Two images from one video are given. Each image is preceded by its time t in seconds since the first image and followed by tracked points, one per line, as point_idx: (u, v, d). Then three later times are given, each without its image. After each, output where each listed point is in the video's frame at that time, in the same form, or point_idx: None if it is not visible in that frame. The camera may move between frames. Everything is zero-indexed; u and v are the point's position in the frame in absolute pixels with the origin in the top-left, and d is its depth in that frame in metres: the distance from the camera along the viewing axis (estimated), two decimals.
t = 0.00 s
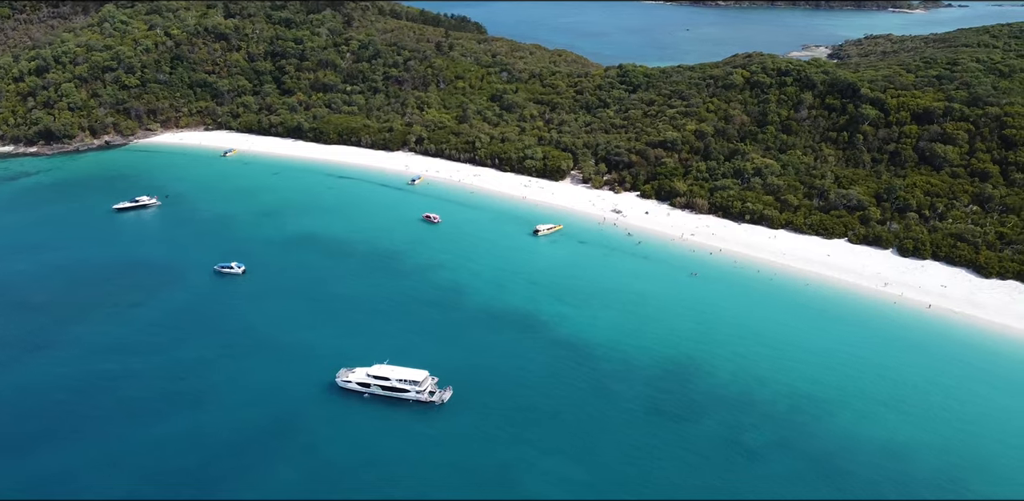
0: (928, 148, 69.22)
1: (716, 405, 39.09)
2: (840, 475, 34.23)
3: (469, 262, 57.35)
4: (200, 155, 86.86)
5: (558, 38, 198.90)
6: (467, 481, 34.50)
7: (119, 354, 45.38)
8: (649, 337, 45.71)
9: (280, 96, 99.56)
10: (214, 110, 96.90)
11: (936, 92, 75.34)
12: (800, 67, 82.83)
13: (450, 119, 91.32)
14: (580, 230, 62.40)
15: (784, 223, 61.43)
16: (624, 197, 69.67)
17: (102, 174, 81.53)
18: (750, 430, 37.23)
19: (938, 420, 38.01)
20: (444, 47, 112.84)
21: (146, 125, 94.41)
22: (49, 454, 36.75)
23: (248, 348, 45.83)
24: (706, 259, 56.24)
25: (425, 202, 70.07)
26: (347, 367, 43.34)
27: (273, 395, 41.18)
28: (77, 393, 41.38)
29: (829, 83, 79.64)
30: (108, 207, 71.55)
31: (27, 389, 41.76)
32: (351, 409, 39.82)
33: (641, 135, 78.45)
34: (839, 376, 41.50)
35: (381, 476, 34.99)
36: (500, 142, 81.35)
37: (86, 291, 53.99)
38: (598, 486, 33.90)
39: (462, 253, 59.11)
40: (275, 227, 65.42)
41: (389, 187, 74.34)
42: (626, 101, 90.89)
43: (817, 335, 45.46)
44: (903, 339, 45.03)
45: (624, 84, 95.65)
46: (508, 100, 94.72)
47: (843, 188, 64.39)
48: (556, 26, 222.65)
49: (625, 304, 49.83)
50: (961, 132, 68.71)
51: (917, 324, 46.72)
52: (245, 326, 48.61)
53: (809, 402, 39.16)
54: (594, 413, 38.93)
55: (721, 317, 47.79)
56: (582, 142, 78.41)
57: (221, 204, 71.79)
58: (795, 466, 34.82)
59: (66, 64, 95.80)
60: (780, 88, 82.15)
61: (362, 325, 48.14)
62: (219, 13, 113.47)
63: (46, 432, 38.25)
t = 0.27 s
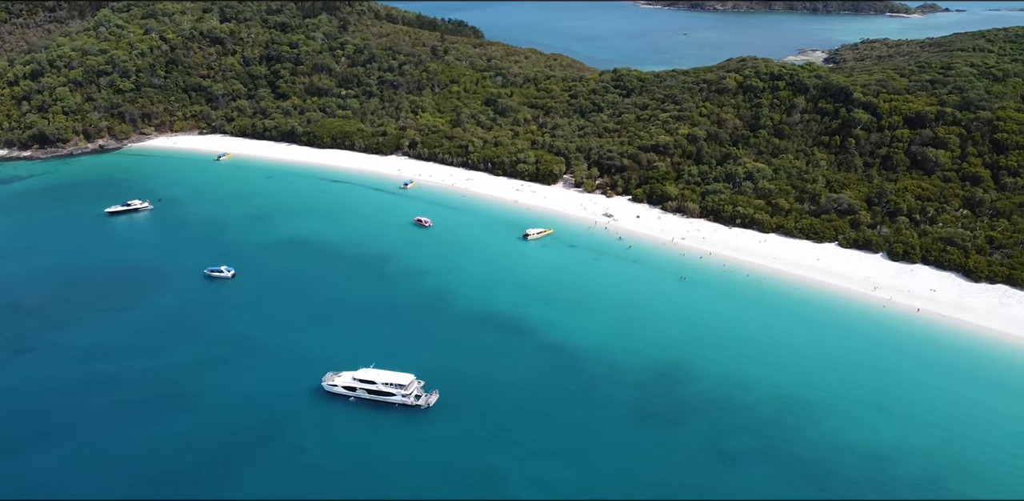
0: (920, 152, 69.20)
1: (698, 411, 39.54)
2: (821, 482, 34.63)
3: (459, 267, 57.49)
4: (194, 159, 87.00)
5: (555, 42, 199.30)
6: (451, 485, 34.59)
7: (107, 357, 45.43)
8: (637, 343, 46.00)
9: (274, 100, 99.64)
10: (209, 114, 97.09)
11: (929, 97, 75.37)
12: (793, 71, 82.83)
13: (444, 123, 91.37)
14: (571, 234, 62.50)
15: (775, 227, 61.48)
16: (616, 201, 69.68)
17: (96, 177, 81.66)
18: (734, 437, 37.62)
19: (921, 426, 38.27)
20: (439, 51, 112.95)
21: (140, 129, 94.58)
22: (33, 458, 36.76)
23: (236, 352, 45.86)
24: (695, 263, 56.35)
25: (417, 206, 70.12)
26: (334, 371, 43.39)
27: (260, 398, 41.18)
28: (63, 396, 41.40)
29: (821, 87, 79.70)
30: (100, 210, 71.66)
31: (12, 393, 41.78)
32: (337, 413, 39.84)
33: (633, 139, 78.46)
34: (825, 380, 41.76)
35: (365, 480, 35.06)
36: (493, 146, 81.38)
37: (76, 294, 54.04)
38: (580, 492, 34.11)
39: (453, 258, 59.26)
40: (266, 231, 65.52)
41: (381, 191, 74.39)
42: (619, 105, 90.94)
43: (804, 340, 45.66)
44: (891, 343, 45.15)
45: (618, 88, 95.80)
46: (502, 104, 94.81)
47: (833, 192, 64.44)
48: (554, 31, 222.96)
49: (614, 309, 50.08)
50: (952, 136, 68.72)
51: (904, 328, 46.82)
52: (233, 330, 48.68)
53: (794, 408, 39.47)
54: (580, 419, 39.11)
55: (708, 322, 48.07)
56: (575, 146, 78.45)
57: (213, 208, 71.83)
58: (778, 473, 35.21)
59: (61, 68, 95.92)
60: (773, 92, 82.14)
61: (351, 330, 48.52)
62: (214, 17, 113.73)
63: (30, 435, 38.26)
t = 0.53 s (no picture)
0: (911, 158, 69.26)
1: (684, 417, 39.61)
2: (806, 488, 34.66)
3: (449, 273, 57.48)
4: (187, 165, 87.13)
5: (552, 49, 199.91)
6: (434, 492, 34.46)
7: (94, 364, 45.40)
8: (625, 350, 46.02)
9: (269, 106, 99.82)
10: (203, 121, 97.32)
11: (921, 103, 75.45)
12: (786, 78, 82.91)
13: (437, 129, 91.50)
14: (562, 240, 62.49)
15: (766, 233, 61.47)
16: (608, 207, 69.69)
17: (89, 184, 81.78)
18: (720, 443, 37.65)
19: (907, 433, 38.34)
20: (434, 58, 113.11)
21: (135, 135, 94.77)
22: (17, 465, 36.71)
23: (222, 358, 45.82)
24: (685, 269, 56.35)
25: (408, 212, 70.16)
26: (320, 377, 43.28)
27: (245, 405, 41.10)
28: (49, 403, 41.36)
29: (814, 94, 79.81)
30: (92, 216, 71.74)
31: None
32: (322, 419, 39.72)
33: (626, 146, 78.53)
34: (812, 388, 41.82)
35: (348, 486, 34.93)
36: (486, 152, 81.43)
37: (65, 301, 54.05)
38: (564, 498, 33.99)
39: (443, 264, 59.25)
40: (258, 236, 65.53)
41: (374, 197, 74.42)
42: (613, 112, 91.08)
43: (792, 348, 45.73)
44: (879, 350, 45.18)
45: (612, 95, 95.99)
46: (496, 110, 94.93)
47: (824, 199, 64.47)
48: (551, 37, 223.60)
49: (603, 316, 50.10)
50: (944, 142, 68.78)
51: (893, 335, 46.88)
52: (221, 336, 48.63)
53: (780, 415, 39.54)
54: (566, 425, 39.02)
55: (696, 329, 48.11)
56: (568, 152, 78.52)
57: (205, 214, 71.86)
58: (763, 479, 35.24)
59: (56, 75, 96.16)
60: (766, 99, 82.24)
61: (339, 335, 48.53)
62: (210, 24, 114.13)
63: (14, 442, 38.21)
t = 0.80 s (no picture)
0: (903, 165, 69.25)
1: (670, 422, 39.61)
2: (791, 493, 34.61)
3: (439, 280, 57.43)
4: (181, 172, 87.19)
5: (549, 56, 200.51)
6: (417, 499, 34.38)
7: (80, 370, 45.29)
8: (613, 356, 45.98)
9: (263, 113, 99.97)
10: (198, 127, 97.51)
11: (914, 110, 75.56)
12: (778, 84, 82.98)
13: (431, 135, 91.58)
14: (553, 246, 62.46)
15: (756, 239, 61.44)
16: (600, 214, 69.67)
17: (82, 190, 81.80)
18: (706, 449, 37.61)
19: (894, 438, 38.34)
20: (429, 64, 113.26)
21: (129, 142, 94.90)
22: None
23: (210, 364, 45.76)
24: (675, 275, 56.34)
25: (400, 218, 70.15)
26: (307, 384, 43.17)
27: (231, 411, 41.01)
28: (34, 409, 41.24)
29: (807, 100, 79.91)
30: (84, 223, 71.72)
31: None
32: (308, 426, 39.61)
33: (618, 152, 78.57)
34: (799, 393, 41.83)
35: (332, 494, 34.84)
36: (479, 158, 81.44)
37: (54, 307, 53.98)
38: None
39: (434, 270, 59.20)
40: (249, 243, 65.51)
41: (366, 203, 74.40)
42: (607, 118, 91.21)
43: (780, 353, 45.76)
44: (867, 356, 45.19)
45: (606, 101, 96.19)
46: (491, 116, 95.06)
47: (816, 205, 64.48)
48: (549, 44, 224.22)
49: (592, 322, 50.06)
50: (936, 149, 68.77)
51: (881, 341, 46.91)
52: (209, 343, 48.53)
53: (767, 421, 39.53)
54: (551, 432, 38.95)
55: (685, 335, 48.09)
56: (560, 159, 78.56)
57: (197, 220, 71.88)
58: (748, 485, 35.18)
59: (51, 81, 96.45)
60: (758, 105, 82.27)
61: (327, 341, 48.52)
62: (205, 31, 114.52)
63: None
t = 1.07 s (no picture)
0: (897, 172, 69.14)
1: (658, 433, 39.74)
2: None
3: (430, 287, 57.33)
4: (175, 179, 87.19)
5: (547, 63, 201.03)
6: None
7: (67, 378, 45.14)
8: (603, 364, 45.95)
9: (259, 120, 100.08)
10: (193, 135, 97.65)
11: (908, 116, 75.58)
12: (772, 91, 82.95)
13: (426, 142, 91.59)
14: (545, 253, 62.38)
15: (749, 246, 61.32)
16: (593, 221, 69.56)
17: (76, 197, 81.79)
18: (693, 458, 37.57)
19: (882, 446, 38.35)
20: (425, 71, 113.37)
21: (124, 149, 95.00)
22: None
23: (198, 372, 45.57)
24: (667, 282, 56.32)
25: (393, 225, 70.10)
26: (294, 392, 43.04)
27: (218, 420, 40.81)
28: (20, 417, 41.07)
29: (801, 107, 79.92)
30: (77, 229, 71.66)
31: None
32: (294, 434, 39.45)
33: (612, 159, 78.50)
34: (788, 401, 41.88)
35: None
36: (473, 166, 81.41)
37: (44, 314, 53.88)
38: None
39: (425, 277, 59.10)
40: (241, 250, 65.47)
41: (360, 210, 74.38)
42: (601, 125, 91.25)
43: (769, 361, 45.90)
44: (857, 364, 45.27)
45: (601, 108, 96.26)
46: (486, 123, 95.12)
47: (809, 212, 64.42)
48: (547, 51, 224.76)
49: (583, 329, 50.02)
50: (929, 156, 68.70)
51: (871, 349, 47.11)
52: (197, 350, 48.41)
53: (755, 429, 39.53)
54: (538, 441, 38.85)
55: (675, 343, 48.10)
56: (554, 166, 78.53)
57: (190, 227, 71.81)
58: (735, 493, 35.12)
59: (47, 89, 96.68)
60: (752, 112, 82.21)
61: (317, 349, 48.39)
62: (202, 38, 114.93)
63: None
